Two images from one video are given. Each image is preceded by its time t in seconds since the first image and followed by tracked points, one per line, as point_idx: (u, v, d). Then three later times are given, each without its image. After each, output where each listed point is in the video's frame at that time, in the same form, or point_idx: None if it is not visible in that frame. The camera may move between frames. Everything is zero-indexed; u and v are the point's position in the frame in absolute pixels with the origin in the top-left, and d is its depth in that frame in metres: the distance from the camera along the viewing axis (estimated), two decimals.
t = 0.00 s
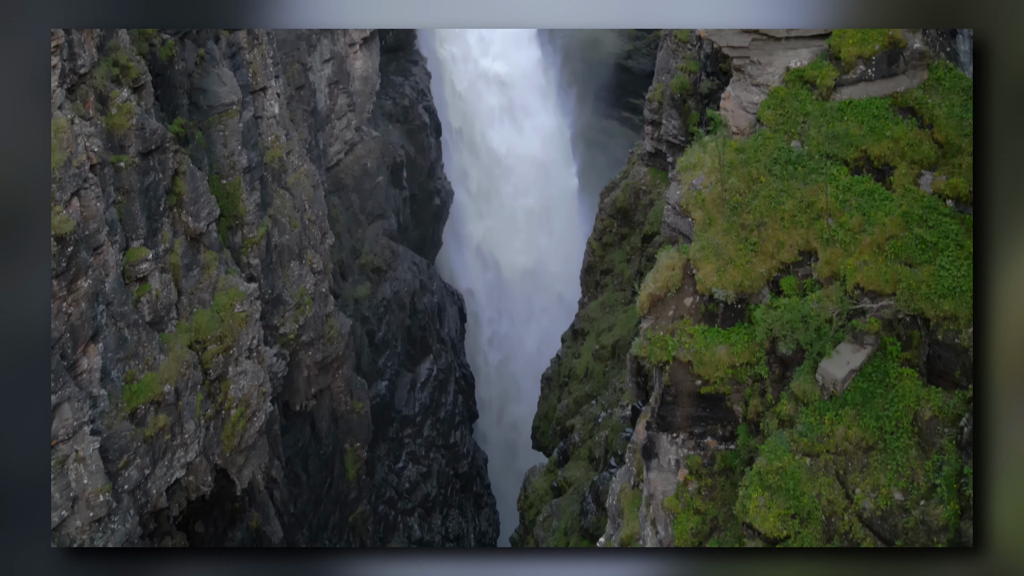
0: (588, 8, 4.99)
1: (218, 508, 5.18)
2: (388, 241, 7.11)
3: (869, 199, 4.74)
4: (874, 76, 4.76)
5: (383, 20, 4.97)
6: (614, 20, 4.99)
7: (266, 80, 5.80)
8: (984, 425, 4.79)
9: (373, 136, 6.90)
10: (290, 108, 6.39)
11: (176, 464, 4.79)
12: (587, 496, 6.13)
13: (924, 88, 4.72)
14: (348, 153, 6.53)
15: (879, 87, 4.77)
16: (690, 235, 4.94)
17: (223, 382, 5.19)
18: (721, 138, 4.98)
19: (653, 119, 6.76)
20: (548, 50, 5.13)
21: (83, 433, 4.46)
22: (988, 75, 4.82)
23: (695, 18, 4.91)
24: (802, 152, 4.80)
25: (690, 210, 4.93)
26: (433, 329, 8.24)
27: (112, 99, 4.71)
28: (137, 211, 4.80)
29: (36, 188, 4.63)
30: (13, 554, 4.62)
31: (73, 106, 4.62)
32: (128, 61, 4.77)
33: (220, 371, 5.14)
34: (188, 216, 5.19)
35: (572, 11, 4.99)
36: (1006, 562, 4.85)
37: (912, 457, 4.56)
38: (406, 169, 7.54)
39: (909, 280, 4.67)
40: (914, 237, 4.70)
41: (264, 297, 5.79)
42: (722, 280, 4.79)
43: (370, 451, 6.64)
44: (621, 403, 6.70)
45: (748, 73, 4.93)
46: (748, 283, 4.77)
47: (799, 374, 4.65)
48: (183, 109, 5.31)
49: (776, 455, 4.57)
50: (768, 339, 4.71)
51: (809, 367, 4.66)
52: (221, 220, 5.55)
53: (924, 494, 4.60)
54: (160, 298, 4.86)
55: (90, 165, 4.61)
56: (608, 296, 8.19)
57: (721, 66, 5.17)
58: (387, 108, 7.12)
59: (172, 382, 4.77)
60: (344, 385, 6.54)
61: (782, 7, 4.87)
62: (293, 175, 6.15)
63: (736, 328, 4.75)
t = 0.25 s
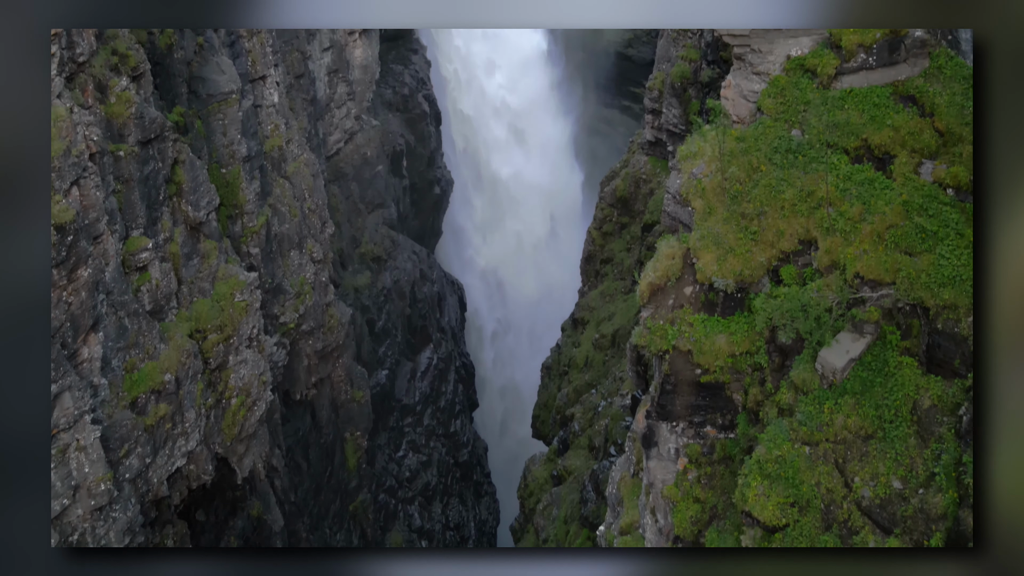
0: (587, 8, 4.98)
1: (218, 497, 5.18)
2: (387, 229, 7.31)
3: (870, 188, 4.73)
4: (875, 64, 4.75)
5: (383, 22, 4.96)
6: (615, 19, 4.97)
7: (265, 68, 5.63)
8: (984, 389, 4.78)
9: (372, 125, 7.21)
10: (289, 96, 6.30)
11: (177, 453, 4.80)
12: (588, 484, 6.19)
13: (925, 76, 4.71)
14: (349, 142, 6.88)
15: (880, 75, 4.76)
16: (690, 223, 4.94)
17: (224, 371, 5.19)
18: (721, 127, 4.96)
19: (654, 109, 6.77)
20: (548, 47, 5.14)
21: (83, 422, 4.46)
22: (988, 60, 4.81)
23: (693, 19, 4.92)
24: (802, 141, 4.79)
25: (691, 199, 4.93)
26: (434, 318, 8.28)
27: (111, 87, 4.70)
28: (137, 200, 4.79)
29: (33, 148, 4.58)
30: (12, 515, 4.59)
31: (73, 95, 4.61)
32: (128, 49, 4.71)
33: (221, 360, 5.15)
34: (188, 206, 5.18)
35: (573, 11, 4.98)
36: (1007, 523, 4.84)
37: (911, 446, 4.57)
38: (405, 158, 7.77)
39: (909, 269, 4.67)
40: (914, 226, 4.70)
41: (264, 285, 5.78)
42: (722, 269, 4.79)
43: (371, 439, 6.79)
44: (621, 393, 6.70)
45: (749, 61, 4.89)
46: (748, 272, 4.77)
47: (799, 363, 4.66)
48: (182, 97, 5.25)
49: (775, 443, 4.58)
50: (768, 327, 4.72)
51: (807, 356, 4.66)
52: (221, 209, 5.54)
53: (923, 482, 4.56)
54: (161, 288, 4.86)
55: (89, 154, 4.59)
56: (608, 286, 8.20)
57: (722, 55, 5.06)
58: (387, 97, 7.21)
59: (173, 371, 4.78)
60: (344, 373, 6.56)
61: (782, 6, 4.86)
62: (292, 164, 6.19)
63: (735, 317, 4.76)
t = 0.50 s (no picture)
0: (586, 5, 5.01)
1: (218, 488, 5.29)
2: (389, 220, 6.88)
3: (871, 177, 4.73)
4: (876, 53, 4.75)
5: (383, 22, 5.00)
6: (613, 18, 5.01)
7: (265, 57, 5.37)
8: (985, 351, 4.79)
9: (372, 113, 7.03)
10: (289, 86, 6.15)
11: (178, 442, 4.81)
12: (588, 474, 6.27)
13: (926, 65, 4.70)
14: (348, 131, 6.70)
15: (881, 64, 4.75)
16: (691, 213, 4.94)
17: (224, 360, 5.20)
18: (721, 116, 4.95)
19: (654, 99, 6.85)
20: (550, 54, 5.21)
21: (85, 412, 4.48)
22: (989, 46, 4.80)
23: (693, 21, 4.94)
24: (803, 131, 4.78)
25: (691, 188, 4.93)
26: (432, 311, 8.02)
27: (110, 77, 4.66)
28: (137, 189, 4.79)
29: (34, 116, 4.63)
30: (12, 475, 4.64)
31: (72, 84, 4.63)
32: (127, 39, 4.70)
33: (221, 349, 5.16)
34: (187, 195, 5.18)
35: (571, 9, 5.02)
36: (1008, 485, 4.82)
37: (910, 435, 4.56)
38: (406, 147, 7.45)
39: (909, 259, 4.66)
40: (914, 216, 4.70)
41: (264, 276, 5.89)
42: (722, 259, 4.79)
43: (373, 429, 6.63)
44: (621, 382, 6.72)
45: (750, 50, 4.88)
46: (748, 262, 4.77)
47: (799, 353, 4.66)
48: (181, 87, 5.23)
49: (775, 433, 4.58)
50: (768, 317, 4.73)
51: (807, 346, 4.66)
52: (221, 198, 5.56)
53: (922, 472, 4.55)
54: (161, 278, 4.86)
55: (88, 144, 4.60)
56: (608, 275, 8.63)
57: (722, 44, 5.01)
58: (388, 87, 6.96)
59: (173, 361, 4.79)
60: (345, 363, 6.53)
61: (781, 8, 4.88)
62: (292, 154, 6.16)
63: (736, 307, 4.76)
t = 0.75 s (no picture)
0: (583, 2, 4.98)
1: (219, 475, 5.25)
2: (388, 209, 7.34)
3: (872, 167, 4.73)
4: (877, 43, 4.75)
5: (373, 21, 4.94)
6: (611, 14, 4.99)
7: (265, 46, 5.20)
8: (984, 322, 4.79)
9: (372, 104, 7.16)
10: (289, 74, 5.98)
11: (179, 432, 4.81)
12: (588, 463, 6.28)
13: (927, 55, 4.69)
14: (348, 121, 6.85)
15: (882, 53, 4.75)
16: (691, 203, 4.94)
17: (223, 350, 5.20)
18: (722, 106, 4.95)
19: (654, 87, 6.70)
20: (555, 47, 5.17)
21: (85, 402, 4.47)
22: (990, 32, 4.78)
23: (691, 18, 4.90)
24: (804, 120, 4.78)
25: (691, 178, 4.93)
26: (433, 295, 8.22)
27: (109, 66, 4.65)
28: (136, 179, 4.78)
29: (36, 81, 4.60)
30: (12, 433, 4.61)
31: (70, 73, 4.61)
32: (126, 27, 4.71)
33: (221, 339, 5.16)
34: (187, 184, 5.16)
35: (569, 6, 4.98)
36: (1009, 454, 4.81)
37: (910, 425, 4.55)
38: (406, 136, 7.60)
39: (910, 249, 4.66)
40: (915, 206, 4.69)
41: (264, 265, 5.78)
42: (723, 249, 4.79)
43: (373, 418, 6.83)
44: (621, 371, 6.76)
45: (751, 40, 4.84)
46: (748, 253, 4.77)
47: (799, 343, 4.67)
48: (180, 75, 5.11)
49: (775, 422, 4.60)
50: (768, 307, 4.73)
51: (807, 335, 4.67)
52: (220, 188, 5.54)
53: (921, 461, 4.54)
54: (161, 268, 4.86)
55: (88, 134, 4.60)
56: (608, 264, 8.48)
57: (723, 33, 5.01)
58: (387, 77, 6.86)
59: (173, 351, 4.79)
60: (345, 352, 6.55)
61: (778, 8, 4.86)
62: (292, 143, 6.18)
63: (736, 297, 4.76)
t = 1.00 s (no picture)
0: None
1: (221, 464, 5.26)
2: (388, 197, 7.03)
3: (872, 155, 4.72)
4: (878, 30, 4.75)
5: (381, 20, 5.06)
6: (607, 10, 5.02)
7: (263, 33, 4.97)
8: (983, 303, 4.78)
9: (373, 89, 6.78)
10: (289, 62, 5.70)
11: (179, 420, 4.83)
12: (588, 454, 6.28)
13: (929, 43, 4.68)
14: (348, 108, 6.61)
15: (883, 41, 4.75)
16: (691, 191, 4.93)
17: (224, 339, 5.20)
18: (723, 94, 4.91)
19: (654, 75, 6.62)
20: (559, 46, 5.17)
21: (86, 390, 4.52)
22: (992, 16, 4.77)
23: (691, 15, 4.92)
24: (804, 108, 4.77)
25: (691, 166, 4.92)
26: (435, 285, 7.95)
27: (107, 54, 4.70)
28: (135, 167, 4.79)
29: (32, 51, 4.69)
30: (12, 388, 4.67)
31: (69, 62, 4.68)
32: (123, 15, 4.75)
33: (221, 327, 5.16)
34: (186, 173, 5.15)
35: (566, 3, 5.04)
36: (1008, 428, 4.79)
37: (909, 413, 4.56)
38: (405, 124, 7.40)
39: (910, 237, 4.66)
40: (915, 194, 4.68)
41: (264, 254, 5.82)
42: (722, 238, 4.79)
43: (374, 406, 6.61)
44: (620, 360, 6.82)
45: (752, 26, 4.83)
46: (748, 241, 4.77)
47: (798, 331, 4.67)
48: (179, 64, 5.03)
49: (773, 410, 4.62)
50: (768, 296, 4.74)
51: (806, 323, 4.67)
52: (220, 176, 5.56)
53: (920, 449, 4.55)
54: (161, 256, 4.86)
55: (86, 122, 4.66)
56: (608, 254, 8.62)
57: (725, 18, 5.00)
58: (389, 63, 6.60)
59: (173, 339, 4.80)
60: (346, 341, 6.44)
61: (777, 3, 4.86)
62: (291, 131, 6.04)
63: (736, 286, 4.76)
